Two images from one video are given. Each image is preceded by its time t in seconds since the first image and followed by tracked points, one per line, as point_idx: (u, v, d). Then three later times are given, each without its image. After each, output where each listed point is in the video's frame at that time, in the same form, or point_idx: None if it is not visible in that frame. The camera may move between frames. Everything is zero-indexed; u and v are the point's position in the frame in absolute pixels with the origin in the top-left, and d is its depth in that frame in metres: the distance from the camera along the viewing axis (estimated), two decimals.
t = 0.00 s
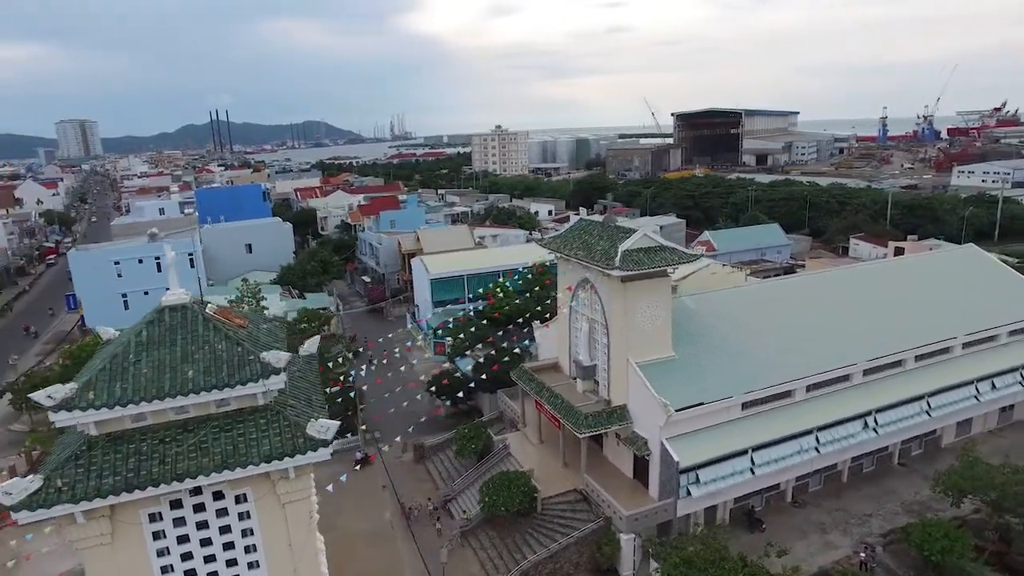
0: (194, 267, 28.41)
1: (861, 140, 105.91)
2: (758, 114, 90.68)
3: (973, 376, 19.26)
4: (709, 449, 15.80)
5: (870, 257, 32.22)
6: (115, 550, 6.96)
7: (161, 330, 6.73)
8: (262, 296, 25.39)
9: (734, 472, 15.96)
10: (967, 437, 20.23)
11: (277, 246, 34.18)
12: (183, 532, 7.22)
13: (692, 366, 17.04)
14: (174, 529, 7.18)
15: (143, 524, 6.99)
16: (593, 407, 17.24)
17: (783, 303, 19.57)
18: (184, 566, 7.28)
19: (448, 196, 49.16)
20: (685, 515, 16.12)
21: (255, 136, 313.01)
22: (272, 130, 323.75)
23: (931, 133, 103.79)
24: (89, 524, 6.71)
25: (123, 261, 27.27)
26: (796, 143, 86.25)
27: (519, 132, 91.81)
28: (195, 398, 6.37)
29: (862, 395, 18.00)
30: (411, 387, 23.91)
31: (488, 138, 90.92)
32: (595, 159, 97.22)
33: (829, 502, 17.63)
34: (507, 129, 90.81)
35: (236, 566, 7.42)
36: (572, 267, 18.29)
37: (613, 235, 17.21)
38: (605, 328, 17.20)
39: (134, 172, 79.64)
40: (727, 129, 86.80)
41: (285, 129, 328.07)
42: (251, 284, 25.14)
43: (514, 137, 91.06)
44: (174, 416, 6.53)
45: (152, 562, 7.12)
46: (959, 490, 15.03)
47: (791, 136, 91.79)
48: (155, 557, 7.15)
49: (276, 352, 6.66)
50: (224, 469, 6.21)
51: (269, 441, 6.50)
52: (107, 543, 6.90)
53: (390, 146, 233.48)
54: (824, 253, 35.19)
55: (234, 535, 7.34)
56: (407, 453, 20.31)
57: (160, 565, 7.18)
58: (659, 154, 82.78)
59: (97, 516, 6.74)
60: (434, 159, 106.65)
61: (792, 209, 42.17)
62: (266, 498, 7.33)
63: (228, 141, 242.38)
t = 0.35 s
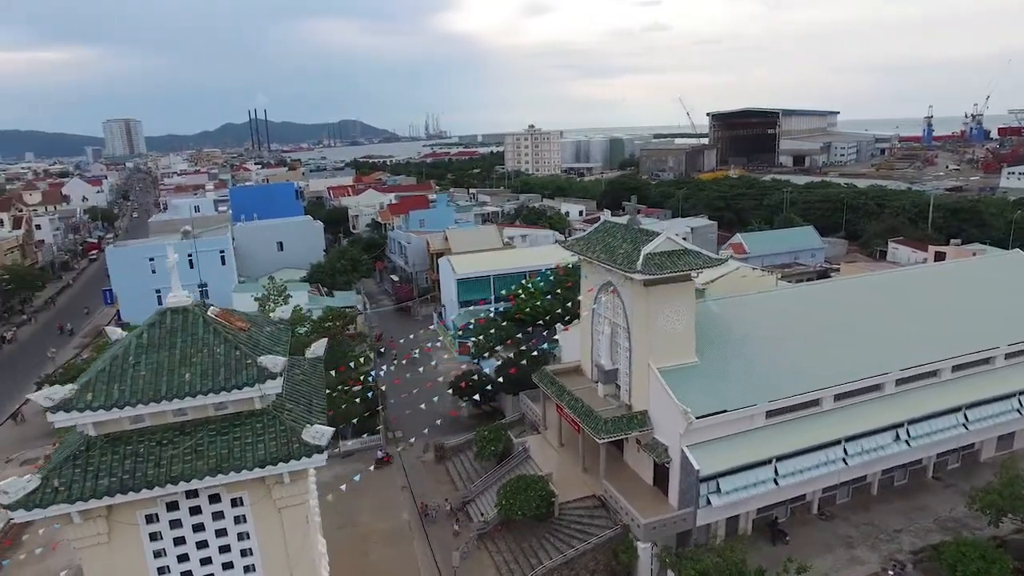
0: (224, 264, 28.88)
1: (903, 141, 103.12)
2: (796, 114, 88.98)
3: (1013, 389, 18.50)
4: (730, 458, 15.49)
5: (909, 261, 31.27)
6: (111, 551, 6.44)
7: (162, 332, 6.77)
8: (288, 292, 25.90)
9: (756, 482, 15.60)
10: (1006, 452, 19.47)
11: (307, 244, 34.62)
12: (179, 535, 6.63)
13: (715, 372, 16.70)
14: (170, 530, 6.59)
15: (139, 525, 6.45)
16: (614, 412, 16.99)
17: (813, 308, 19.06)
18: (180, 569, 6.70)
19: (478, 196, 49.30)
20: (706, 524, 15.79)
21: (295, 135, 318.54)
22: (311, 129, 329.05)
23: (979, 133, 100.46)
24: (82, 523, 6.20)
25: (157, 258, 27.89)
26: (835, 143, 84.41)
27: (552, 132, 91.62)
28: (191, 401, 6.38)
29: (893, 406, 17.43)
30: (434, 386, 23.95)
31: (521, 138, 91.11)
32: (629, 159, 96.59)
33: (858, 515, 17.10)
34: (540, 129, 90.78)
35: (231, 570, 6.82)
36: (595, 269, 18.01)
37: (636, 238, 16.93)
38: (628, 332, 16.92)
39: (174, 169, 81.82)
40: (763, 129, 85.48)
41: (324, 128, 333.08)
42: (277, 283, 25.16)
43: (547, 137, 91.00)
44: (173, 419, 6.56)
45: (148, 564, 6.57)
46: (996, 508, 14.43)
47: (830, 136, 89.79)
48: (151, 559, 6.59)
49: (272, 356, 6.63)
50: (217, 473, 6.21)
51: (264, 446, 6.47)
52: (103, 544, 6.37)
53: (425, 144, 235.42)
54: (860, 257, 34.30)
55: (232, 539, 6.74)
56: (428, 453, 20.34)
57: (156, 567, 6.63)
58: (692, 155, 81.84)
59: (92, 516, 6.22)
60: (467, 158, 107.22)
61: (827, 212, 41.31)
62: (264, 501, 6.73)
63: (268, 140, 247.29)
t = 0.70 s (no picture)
0: (255, 261, 29.31)
1: (949, 141, 99.92)
2: (836, 114, 86.89)
3: None
4: (754, 467, 15.12)
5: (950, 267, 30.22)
6: (112, 550, 6.51)
7: (167, 333, 6.82)
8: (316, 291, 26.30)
9: (780, 493, 15.22)
10: None
11: (338, 242, 35.01)
12: (180, 535, 6.67)
13: (740, 379, 16.33)
14: (171, 530, 6.64)
15: (141, 525, 6.52)
16: (635, 418, 16.74)
17: (844, 314, 18.49)
18: (181, 569, 6.74)
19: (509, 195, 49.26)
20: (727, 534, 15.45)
21: (332, 133, 323.05)
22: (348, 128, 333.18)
23: None
24: (84, 522, 6.30)
25: (190, 254, 28.46)
26: (876, 143, 82.26)
27: (585, 132, 91.21)
28: (193, 403, 6.41)
29: (927, 418, 16.84)
30: (458, 387, 23.96)
31: (554, 138, 90.95)
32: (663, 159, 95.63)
33: (889, 530, 16.56)
34: (573, 128, 90.41)
35: (232, 571, 6.85)
36: (619, 272, 17.76)
37: (661, 241, 16.63)
38: (651, 337, 16.64)
39: (215, 167, 83.81)
40: (801, 129, 83.99)
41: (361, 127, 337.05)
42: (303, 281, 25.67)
43: (580, 137, 90.58)
44: (175, 420, 6.60)
45: (149, 563, 6.63)
46: None
47: (872, 136, 87.44)
48: (152, 558, 6.64)
49: (274, 360, 6.63)
50: (216, 475, 6.23)
51: (264, 450, 6.47)
52: (106, 543, 6.45)
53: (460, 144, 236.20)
54: (899, 262, 33.29)
55: (231, 540, 6.76)
56: (450, 454, 20.32)
57: (158, 566, 6.68)
58: (727, 155, 80.73)
59: (94, 514, 6.32)
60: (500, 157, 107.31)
61: (865, 214, 40.32)
62: (263, 503, 6.73)
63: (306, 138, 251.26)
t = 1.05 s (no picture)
0: (290, 258, 29.80)
1: (1007, 141, 95.94)
2: (885, 113, 84.29)
3: None
4: (782, 479, 14.68)
5: (1001, 274, 28.96)
6: (117, 546, 6.61)
7: (174, 335, 6.90)
8: (348, 289, 26.63)
9: (810, 507, 14.74)
10: None
11: (373, 240, 35.33)
12: (184, 534, 6.74)
13: (770, 387, 15.89)
14: (174, 529, 6.71)
15: (146, 523, 6.60)
16: (661, 425, 16.43)
17: (883, 322, 17.81)
18: (184, 567, 6.81)
19: (545, 195, 49.11)
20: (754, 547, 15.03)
21: (375, 132, 327.35)
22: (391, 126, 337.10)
23: None
24: (90, 518, 6.40)
25: (228, 251, 29.00)
26: (927, 143, 79.42)
27: (624, 132, 90.50)
28: (196, 404, 6.46)
29: (970, 433, 16.10)
30: (486, 387, 23.92)
31: (592, 137, 90.60)
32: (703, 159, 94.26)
33: (926, 549, 15.92)
34: (612, 128, 89.78)
35: (235, 572, 6.90)
36: (648, 276, 17.43)
37: (690, 245, 16.27)
38: (678, 343, 16.29)
39: (259, 165, 85.86)
40: (847, 129, 81.53)
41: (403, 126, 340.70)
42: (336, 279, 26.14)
43: (618, 137, 89.90)
44: (179, 420, 6.67)
45: (154, 561, 6.71)
46: None
47: (923, 136, 84.53)
48: (156, 556, 6.71)
49: (277, 363, 6.64)
50: (216, 477, 6.28)
51: (265, 454, 6.49)
52: (112, 539, 6.55)
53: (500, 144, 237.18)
54: (947, 268, 32.07)
55: (234, 541, 6.81)
56: (475, 455, 20.28)
57: (162, 564, 6.76)
58: (770, 155, 79.12)
59: (100, 511, 6.42)
60: (539, 157, 107.17)
61: (912, 217, 38.94)
62: (265, 506, 6.76)
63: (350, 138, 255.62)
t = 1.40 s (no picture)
0: (314, 257, 30.07)
1: None
2: (922, 113, 82.35)
3: None
4: (802, 487, 14.36)
5: None
6: (120, 545, 6.67)
7: (178, 336, 6.94)
8: (370, 288, 26.78)
9: (831, 518, 14.39)
10: None
11: (397, 239, 35.52)
12: (185, 534, 6.78)
13: (791, 394, 15.56)
14: (176, 529, 6.75)
15: (147, 522, 6.66)
16: (679, 430, 16.19)
17: (912, 328, 17.32)
18: (186, 566, 6.86)
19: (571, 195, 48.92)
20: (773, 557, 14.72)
21: (405, 132, 329.68)
22: (420, 125, 339.19)
23: None
24: (93, 517, 6.48)
25: (253, 249, 29.39)
26: (964, 143, 77.31)
27: (652, 132, 89.83)
28: (197, 406, 6.50)
29: (1002, 445, 15.57)
30: (505, 388, 23.85)
31: (619, 137, 90.18)
32: (732, 160, 93.18)
33: (953, 563, 15.47)
34: (639, 128, 89.21)
35: (235, 573, 6.93)
36: (668, 279, 17.19)
37: (710, 248, 16.00)
38: (697, 347, 16.03)
39: (289, 164, 87.08)
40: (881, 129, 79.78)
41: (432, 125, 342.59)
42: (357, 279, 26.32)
43: (646, 137, 89.26)
44: (181, 421, 6.71)
45: (155, 560, 6.77)
46: None
47: (961, 136, 82.37)
48: (158, 555, 6.77)
49: (277, 367, 6.64)
50: (215, 478, 6.30)
51: (263, 456, 6.49)
52: (114, 538, 6.61)
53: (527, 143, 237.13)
54: (982, 272, 31.18)
55: (234, 542, 6.83)
56: (493, 456, 20.22)
57: (163, 563, 6.80)
58: (800, 156, 77.87)
59: (102, 510, 6.49)
60: (566, 156, 106.91)
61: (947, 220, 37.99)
62: (265, 508, 6.77)
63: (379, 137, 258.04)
